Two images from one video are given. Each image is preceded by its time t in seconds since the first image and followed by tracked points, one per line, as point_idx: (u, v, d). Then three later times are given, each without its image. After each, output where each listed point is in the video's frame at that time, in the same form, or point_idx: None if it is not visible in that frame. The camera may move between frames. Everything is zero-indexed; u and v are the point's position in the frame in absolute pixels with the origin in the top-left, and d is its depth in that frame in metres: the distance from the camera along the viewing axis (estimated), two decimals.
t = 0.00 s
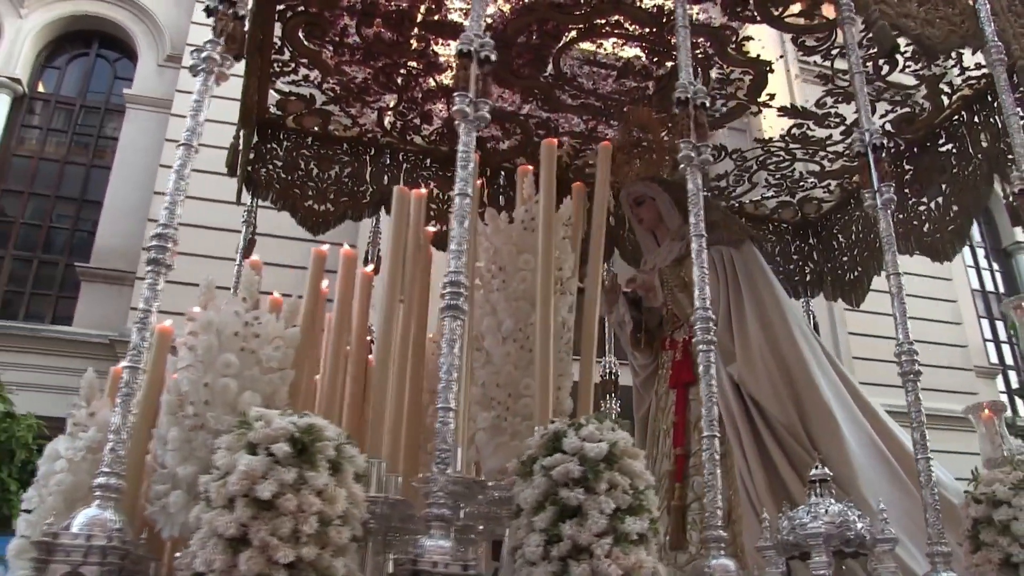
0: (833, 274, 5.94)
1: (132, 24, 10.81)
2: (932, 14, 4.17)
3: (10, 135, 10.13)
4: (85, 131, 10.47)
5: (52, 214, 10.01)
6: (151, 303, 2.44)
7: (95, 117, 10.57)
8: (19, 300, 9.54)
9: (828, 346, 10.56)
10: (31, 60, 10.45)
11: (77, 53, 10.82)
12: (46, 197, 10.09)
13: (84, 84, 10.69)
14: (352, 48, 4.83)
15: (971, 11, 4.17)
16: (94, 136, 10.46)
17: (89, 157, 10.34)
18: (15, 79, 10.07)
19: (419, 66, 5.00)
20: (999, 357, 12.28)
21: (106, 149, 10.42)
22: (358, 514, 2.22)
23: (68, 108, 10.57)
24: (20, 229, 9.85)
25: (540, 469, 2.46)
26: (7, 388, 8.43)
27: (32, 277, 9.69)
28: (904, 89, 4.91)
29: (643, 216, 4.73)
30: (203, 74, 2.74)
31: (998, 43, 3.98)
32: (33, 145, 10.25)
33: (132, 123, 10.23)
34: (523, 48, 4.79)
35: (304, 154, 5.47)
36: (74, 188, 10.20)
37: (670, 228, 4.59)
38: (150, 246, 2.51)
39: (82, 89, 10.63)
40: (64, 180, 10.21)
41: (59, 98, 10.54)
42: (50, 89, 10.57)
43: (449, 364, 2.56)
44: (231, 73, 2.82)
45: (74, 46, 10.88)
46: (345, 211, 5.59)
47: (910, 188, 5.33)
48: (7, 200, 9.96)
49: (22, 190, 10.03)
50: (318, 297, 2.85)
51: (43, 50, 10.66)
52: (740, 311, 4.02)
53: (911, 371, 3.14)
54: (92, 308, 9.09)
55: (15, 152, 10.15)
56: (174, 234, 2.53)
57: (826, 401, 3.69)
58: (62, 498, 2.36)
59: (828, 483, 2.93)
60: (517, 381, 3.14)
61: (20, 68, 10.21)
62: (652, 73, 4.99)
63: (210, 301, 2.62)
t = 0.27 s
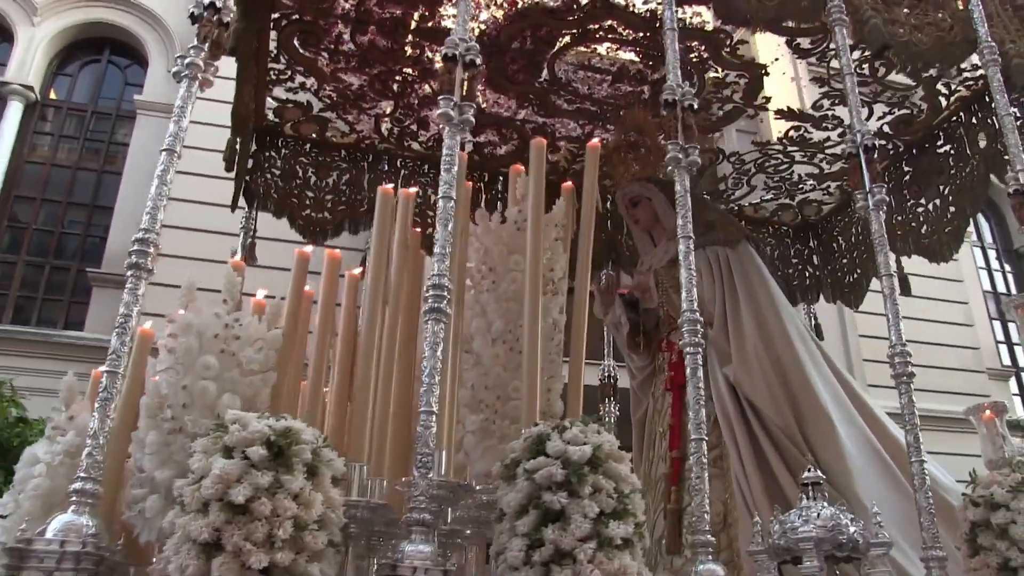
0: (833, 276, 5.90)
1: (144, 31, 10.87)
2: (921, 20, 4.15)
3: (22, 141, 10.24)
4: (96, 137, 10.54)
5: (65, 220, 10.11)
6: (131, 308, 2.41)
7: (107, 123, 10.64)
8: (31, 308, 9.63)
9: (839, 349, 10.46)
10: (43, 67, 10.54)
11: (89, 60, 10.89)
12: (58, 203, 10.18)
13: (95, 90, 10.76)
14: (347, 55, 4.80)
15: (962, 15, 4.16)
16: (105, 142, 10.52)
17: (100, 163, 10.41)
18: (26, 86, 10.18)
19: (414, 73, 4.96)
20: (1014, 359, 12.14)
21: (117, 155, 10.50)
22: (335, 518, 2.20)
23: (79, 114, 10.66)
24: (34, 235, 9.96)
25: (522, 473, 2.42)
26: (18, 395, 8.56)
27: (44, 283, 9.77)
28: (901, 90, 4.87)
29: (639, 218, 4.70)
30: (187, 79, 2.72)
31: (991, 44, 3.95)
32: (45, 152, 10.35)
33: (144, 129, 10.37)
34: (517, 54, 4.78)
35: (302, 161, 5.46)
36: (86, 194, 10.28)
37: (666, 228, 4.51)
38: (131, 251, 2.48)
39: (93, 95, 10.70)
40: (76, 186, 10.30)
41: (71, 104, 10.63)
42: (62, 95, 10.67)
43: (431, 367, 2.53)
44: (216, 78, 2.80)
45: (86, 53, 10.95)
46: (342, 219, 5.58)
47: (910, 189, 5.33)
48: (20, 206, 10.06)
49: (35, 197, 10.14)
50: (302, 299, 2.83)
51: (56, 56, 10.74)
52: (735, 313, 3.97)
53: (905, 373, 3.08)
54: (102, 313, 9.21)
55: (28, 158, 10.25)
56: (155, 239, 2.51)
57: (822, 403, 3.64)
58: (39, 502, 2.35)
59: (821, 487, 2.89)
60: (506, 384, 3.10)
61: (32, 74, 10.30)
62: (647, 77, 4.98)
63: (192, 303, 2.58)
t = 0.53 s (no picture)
0: (832, 276, 5.87)
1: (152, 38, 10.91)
2: (907, 24, 4.20)
3: (33, 149, 10.28)
4: (107, 145, 10.60)
5: (75, 227, 10.12)
6: (113, 307, 2.36)
7: (116, 130, 10.70)
8: (43, 314, 9.65)
9: (849, 351, 10.35)
10: (54, 75, 10.58)
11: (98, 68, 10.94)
12: (69, 211, 10.21)
13: (105, 99, 10.82)
14: (342, 61, 4.76)
15: (949, 18, 4.18)
16: (115, 149, 10.57)
17: (110, 171, 10.46)
18: (38, 94, 10.23)
19: (408, 77, 4.92)
20: None
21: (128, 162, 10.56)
22: (314, 516, 2.17)
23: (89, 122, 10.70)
24: (45, 243, 9.99)
25: (506, 471, 2.38)
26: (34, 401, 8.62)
27: (56, 290, 9.80)
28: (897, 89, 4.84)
29: (635, 216, 4.65)
30: (171, 82, 2.69)
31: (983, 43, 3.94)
32: (56, 160, 10.41)
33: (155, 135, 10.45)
34: (510, 58, 4.78)
35: (300, 168, 5.40)
36: (96, 201, 10.31)
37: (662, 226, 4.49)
38: (113, 251, 2.42)
39: (104, 103, 10.76)
40: (87, 193, 10.34)
41: (82, 112, 10.68)
42: (72, 103, 10.73)
43: (414, 366, 2.52)
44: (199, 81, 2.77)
45: (95, 61, 11.00)
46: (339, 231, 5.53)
47: (908, 188, 5.28)
48: (31, 214, 10.10)
49: (46, 205, 10.16)
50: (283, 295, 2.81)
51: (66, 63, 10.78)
52: (732, 310, 3.93)
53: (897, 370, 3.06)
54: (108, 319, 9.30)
55: (39, 166, 10.30)
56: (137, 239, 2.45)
57: (820, 399, 3.58)
58: (15, 502, 2.34)
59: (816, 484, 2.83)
60: (494, 381, 3.07)
61: (43, 82, 10.35)
62: (641, 79, 4.96)
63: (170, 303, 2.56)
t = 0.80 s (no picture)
0: (833, 279, 5.84)
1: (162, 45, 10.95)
2: (892, 24, 4.16)
3: (45, 156, 10.35)
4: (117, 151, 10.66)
5: (87, 234, 10.14)
6: (94, 307, 2.34)
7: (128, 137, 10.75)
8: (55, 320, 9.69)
9: (859, 355, 10.22)
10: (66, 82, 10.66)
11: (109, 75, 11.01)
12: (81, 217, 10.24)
13: (116, 105, 10.89)
14: (336, 66, 4.75)
15: (939, 21, 4.19)
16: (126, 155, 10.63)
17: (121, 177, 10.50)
18: (49, 101, 10.31)
19: (404, 82, 4.89)
20: None
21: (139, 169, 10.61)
22: (295, 516, 2.14)
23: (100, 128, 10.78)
24: (56, 249, 10.00)
25: (491, 471, 2.35)
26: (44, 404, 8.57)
27: (67, 296, 9.81)
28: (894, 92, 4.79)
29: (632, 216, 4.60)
30: (156, 84, 2.69)
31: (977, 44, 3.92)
32: (67, 166, 10.46)
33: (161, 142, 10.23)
34: (503, 61, 4.80)
35: (297, 175, 5.39)
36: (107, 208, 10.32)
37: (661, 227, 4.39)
38: (95, 250, 2.42)
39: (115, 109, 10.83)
40: (97, 200, 10.38)
41: (93, 119, 10.76)
42: (83, 110, 10.80)
43: (398, 364, 2.49)
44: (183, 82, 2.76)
45: (107, 68, 11.07)
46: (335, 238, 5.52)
47: (907, 190, 5.26)
48: (43, 220, 10.14)
49: (58, 211, 10.21)
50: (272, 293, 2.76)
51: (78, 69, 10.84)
52: (728, 309, 3.87)
53: (890, 369, 3.02)
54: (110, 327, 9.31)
55: (51, 173, 10.36)
56: (119, 238, 2.44)
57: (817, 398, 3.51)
58: None
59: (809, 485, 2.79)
60: (487, 381, 3.00)
61: (55, 89, 10.43)
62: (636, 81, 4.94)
63: (158, 301, 2.49)
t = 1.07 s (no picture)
0: (834, 280, 5.81)
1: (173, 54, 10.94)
2: (889, 24, 4.16)
3: (57, 162, 10.14)
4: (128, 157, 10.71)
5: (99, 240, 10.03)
6: (78, 309, 2.35)
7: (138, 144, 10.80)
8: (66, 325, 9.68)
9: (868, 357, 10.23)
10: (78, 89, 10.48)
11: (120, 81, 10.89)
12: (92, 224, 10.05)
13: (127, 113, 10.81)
14: (331, 69, 4.76)
15: (935, 20, 4.19)
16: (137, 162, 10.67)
17: (133, 183, 10.54)
18: (61, 108, 10.13)
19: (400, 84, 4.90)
20: None
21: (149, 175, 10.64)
22: (275, 519, 2.12)
23: (112, 135, 10.60)
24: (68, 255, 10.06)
25: (475, 474, 2.33)
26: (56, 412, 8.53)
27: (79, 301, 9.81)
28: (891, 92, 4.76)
29: (628, 218, 4.58)
30: (143, 87, 2.70)
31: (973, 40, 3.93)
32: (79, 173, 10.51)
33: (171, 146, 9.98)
34: (498, 64, 4.80)
35: (294, 178, 5.42)
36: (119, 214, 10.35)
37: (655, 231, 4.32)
38: (79, 254, 2.42)
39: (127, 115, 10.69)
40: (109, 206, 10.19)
41: (104, 127, 10.62)
42: (94, 118, 10.55)
43: (383, 367, 2.50)
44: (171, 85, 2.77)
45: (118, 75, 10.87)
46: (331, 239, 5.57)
47: (907, 191, 5.22)
48: (55, 225, 9.89)
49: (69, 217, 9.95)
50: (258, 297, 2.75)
51: (92, 76, 10.66)
52: (723, 311, 3.85)
53: (883, 372, 2.99)
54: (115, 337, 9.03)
55: (61, 179, 10.15)
56: (103, 241, 2.44)
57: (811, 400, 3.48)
58: None
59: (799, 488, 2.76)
60: (474, 385, 3.03)
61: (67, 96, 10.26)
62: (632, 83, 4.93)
63: (141, 304, 2.50)
